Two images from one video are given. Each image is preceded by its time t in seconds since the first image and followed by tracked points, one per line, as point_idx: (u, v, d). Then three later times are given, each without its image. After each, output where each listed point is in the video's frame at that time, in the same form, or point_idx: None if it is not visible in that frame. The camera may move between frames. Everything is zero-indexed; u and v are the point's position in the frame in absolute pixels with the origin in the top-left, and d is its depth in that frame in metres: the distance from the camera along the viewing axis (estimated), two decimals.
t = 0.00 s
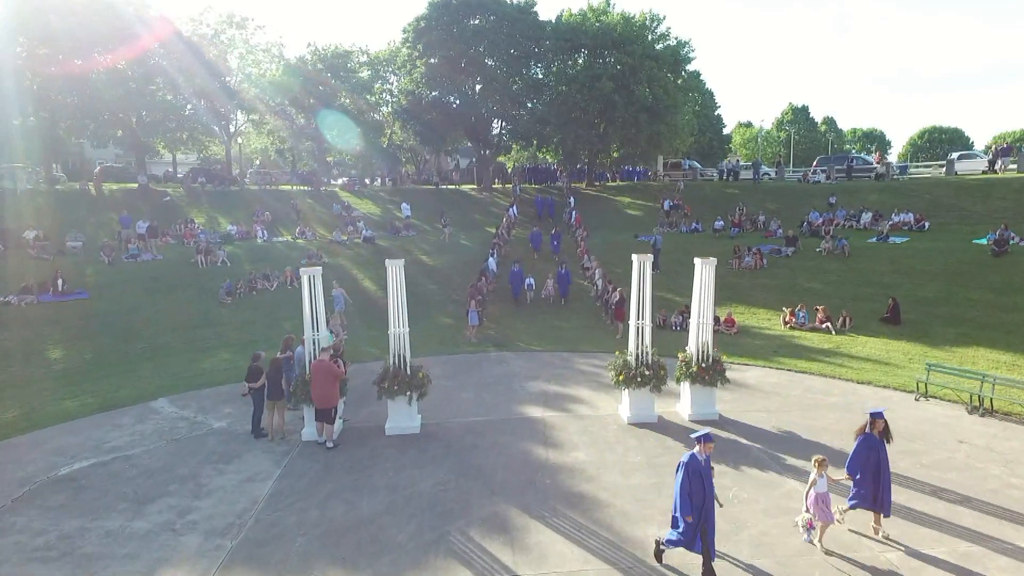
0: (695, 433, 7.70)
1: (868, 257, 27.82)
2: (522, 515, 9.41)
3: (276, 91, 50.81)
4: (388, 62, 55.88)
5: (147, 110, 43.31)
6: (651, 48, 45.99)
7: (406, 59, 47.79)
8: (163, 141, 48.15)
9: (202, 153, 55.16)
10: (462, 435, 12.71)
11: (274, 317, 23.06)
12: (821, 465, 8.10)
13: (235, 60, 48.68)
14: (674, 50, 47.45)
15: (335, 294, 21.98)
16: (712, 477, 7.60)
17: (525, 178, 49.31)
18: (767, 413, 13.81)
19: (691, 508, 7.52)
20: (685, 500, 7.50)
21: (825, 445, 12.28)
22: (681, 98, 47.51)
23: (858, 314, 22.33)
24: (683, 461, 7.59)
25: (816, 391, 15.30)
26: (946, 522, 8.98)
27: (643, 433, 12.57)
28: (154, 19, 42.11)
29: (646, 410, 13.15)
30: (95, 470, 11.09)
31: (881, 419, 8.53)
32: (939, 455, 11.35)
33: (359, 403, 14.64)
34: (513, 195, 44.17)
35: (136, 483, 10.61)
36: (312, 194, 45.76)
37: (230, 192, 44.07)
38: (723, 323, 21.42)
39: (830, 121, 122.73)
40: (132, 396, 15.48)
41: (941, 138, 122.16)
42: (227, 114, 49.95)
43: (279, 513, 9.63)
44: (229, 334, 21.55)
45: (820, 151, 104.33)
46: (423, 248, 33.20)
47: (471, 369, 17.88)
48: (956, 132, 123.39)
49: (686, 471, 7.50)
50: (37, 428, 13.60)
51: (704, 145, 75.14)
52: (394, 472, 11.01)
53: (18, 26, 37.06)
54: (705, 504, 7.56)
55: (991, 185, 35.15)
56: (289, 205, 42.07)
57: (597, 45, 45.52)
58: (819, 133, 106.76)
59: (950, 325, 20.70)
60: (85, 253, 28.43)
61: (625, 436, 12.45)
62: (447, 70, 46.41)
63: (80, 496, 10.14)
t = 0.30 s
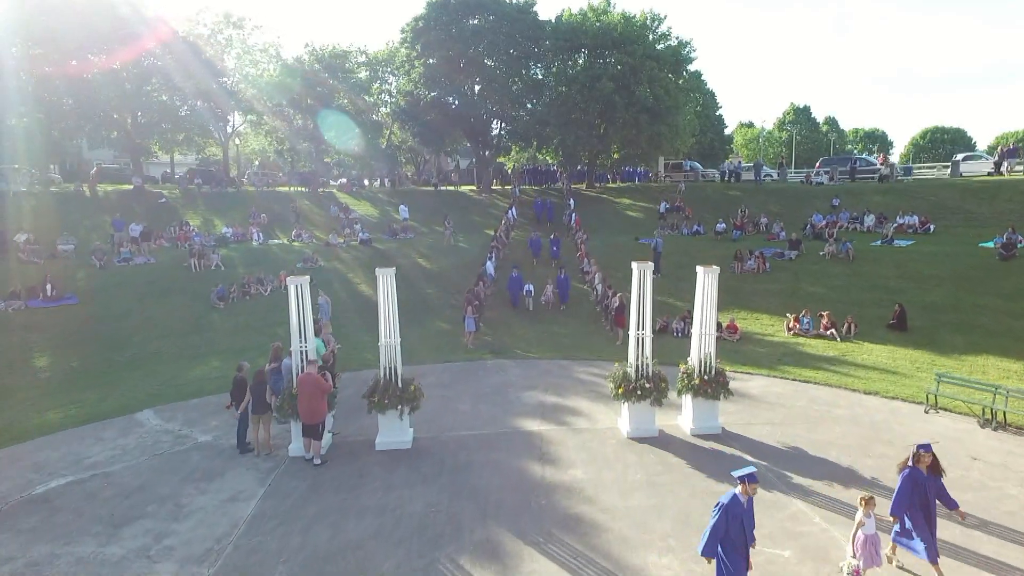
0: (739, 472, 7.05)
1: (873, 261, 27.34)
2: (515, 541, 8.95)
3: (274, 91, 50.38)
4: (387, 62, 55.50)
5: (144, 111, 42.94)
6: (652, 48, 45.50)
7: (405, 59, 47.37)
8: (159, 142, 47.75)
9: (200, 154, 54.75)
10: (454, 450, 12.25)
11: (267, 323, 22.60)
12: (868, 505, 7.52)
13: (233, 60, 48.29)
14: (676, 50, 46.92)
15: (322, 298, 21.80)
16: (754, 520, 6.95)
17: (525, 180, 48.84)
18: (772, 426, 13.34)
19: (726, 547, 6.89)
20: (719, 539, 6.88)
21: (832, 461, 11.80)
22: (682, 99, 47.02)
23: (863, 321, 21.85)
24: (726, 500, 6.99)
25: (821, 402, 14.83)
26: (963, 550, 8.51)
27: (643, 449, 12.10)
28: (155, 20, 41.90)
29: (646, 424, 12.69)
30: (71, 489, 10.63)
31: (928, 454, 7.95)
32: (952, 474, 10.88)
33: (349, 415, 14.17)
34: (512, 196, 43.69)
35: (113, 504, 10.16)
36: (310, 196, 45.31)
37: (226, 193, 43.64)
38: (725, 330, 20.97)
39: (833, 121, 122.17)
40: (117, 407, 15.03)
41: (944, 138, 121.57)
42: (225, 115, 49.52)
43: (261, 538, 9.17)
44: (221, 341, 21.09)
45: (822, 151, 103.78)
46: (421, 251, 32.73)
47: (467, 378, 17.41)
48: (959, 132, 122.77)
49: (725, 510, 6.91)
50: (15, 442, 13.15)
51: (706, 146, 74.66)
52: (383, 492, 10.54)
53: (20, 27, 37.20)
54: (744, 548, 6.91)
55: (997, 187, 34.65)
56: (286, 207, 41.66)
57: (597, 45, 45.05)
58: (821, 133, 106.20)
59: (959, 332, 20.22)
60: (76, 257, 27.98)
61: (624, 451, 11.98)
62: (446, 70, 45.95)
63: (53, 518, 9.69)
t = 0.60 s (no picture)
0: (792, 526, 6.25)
1: (878, 265, 26.82)
2: (509, 572, 8.42)
3: (270, 92, 49.82)
4: (384, 62, 54.96)
5: (140, 112, 42.45)
6: (653, 48, 44.93)
7: (402, 59, 46.84)
8: (154, 143, 47.22)
9: (196, 155, 54.27)
10: (447, 468, 11.72)
11: (257, 330, 22.07)
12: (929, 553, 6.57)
13: (228, 60, 47.78)
14: (676, 50, 46.36)
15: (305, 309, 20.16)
16: None
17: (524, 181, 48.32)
18: (778, 441, 12.83)
19: None
20: None
21: (842, 479, 11.27)
22: (683, 99, 46.50)
23: (869, 327, 21.35)
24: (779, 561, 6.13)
25: (829, 415, 14.31)
26: None
27: (645, 467, 11.58)
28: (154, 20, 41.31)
29: (647, 440, 12.16)
30: (42, 513, 10.11)
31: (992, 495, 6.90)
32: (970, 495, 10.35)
33: (338, 429, 13.63)
34: (510, 198, 43.15)
35: (85, 529, 9.64)
36: (307, 197, 44.80)
37: (222, 195, 43.13)
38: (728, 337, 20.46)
39: (834, 121, 121.62)
40: (98, 421, 14.50)
41: (945, 138, 121.09)
42: (220, 116, 48.98)
43: (239, 568, 8.64)
44: (210, 348, 20.56)
45: (823, 152, 103.31)
46: (417, 255, 32.21)
47: (462, 388, 16.90)
48: (960, 132, 122.26)
49: None
50: None
51: (706, 146, 74.16)
52: (370, 516, 10.01)
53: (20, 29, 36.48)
54: None
55: (1003, 189, 34.14)
56: (282, 209, 41.15)
57: (596, 45, 44.53)
58: (822, 133, 105.67)
59: (967, 339, 19.73)
60: (65, 261, 27.43)
61: (624, 470, 11.46)
62: (444, 70, 45.38)
63: (20, 546, 9.17)
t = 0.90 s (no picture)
0: None
1: (884, 270, 26.27)
2: None
3: (267, 92, 49.22)
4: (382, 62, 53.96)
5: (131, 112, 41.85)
6: (654, 48, 44.29)
7: (400, 59, 46.17)
8: (149, 143, 46.64)
9: (192, 155, 53.68)
10: (441, 490, 11.15)
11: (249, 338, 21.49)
12: None
13: (224, 60, 47.17)
14: (678, 50, 45.73)
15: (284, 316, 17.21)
16: None
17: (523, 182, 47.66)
18: (787, 460, 12.26)
19: None
20: None
21: (857, 502, 10.70)
22: (684, 99, 45.91)
23: (877, 335, 20.80)
24: None
25: (840, 430, 13.74)
26: None
27: (648, 489, 11.01)
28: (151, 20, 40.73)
29: (650, 460, 11.59)
30: (10, 541, 9.55)
31: None
32: (994, 522, 9.78)
33: (328, 447, 13.06)
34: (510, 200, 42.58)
35: (54, 560, 9.07)
36: (304, 199, 44.22)
37: (217, 197, 42.54)
38: (732, 345, 19.89)
39: (835, 120, 120.96)
40: (77, 436, 13.94)
41: (947, 138, 120.54)
42: (215, 116, 48.37)
43: None
44: (200, 357, 20.00)
45: (825, 152, 102.73)
46: (414, 258, 31.64)
47: (458, 400, 16.32)
48: (962, 132, 121.71)
49: None
50: None
51: (707, 147, 73.62)
52: (358, 545, 9.44)
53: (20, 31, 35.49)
54: None
55: (1010, 192, 33.57)
56: (278, 211, 40.58)
57: (597, 45, 43.93)
58: (823, 133, 105.04)
59: (979, 348, 19.17)
60: (54, 266, 26.84)
61: (627, 492, 10.89)
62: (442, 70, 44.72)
63: None
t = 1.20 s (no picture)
0: None
1: (893, 275, 25.65)
2: None
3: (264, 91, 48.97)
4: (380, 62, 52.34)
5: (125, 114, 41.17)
6: (656, 48, 43.60)
7: (397, 59, 45.50)
8: (143, 145, 45.96)
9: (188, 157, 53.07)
10: (434, 517, 10.52)
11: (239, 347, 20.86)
12: None
13: (220, 60, 46.55)
14: (680, 50, 45.17)
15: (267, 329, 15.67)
16: None
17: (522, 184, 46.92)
18: (800, 483, 11.61)
19: None
20: None
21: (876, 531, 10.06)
22: (686, 100, 45.29)
23: (887, 345, 20.19)
24: None
25: (854, 448, 13.12)
26: None
27: (654, 516, 10.38)
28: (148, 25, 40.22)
29: (656, 484, 10.96)
30: None
31: None
32: None
33: (317, 468, 12.44)
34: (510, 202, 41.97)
35: None
36: (301, 201, 43.61)
37: (213, 199, 41.88)
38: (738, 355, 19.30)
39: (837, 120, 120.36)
40: (55, 455, 13.32)
41: (949, 138, 119.97)
42: (211, 117, 47.66)
43: None
44: (188, 367, 19.37)
45: (827, 153, 102.13)
46: (411, 263, 30.97)
47: (455, 414, 15.69)
48: (964, 132, 121.14)
49: None
50: None
51: (708, 148, 73.07)
52: None
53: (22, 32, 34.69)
54: None
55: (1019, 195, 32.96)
56: (274, 213, 39.93)
57: (597, 45, 43.30)
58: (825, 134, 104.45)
59: (994, 359, 18.56)
60: (42, 272, 26.22)
61: (631, 520, 10.26)
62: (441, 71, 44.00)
63: None
